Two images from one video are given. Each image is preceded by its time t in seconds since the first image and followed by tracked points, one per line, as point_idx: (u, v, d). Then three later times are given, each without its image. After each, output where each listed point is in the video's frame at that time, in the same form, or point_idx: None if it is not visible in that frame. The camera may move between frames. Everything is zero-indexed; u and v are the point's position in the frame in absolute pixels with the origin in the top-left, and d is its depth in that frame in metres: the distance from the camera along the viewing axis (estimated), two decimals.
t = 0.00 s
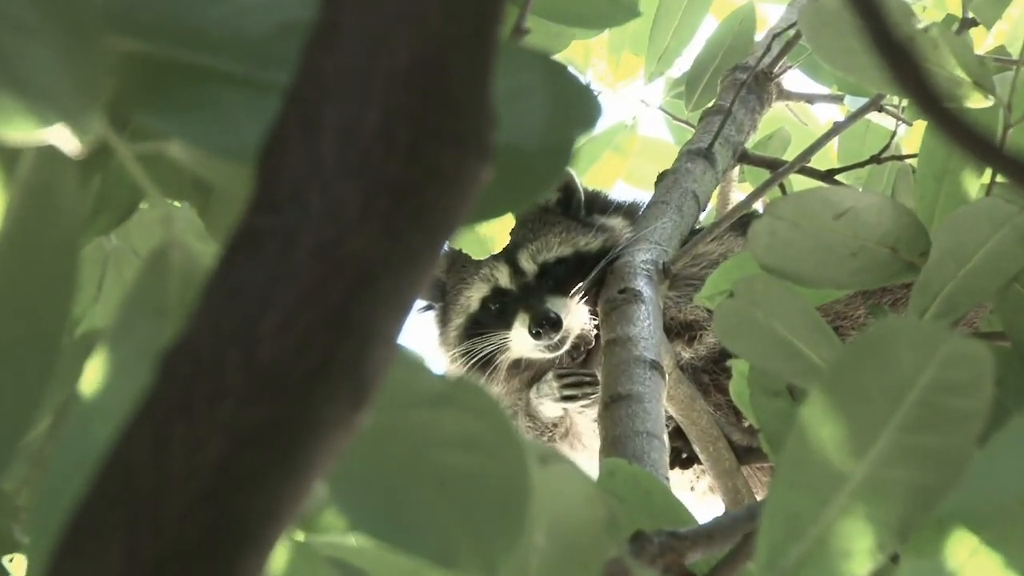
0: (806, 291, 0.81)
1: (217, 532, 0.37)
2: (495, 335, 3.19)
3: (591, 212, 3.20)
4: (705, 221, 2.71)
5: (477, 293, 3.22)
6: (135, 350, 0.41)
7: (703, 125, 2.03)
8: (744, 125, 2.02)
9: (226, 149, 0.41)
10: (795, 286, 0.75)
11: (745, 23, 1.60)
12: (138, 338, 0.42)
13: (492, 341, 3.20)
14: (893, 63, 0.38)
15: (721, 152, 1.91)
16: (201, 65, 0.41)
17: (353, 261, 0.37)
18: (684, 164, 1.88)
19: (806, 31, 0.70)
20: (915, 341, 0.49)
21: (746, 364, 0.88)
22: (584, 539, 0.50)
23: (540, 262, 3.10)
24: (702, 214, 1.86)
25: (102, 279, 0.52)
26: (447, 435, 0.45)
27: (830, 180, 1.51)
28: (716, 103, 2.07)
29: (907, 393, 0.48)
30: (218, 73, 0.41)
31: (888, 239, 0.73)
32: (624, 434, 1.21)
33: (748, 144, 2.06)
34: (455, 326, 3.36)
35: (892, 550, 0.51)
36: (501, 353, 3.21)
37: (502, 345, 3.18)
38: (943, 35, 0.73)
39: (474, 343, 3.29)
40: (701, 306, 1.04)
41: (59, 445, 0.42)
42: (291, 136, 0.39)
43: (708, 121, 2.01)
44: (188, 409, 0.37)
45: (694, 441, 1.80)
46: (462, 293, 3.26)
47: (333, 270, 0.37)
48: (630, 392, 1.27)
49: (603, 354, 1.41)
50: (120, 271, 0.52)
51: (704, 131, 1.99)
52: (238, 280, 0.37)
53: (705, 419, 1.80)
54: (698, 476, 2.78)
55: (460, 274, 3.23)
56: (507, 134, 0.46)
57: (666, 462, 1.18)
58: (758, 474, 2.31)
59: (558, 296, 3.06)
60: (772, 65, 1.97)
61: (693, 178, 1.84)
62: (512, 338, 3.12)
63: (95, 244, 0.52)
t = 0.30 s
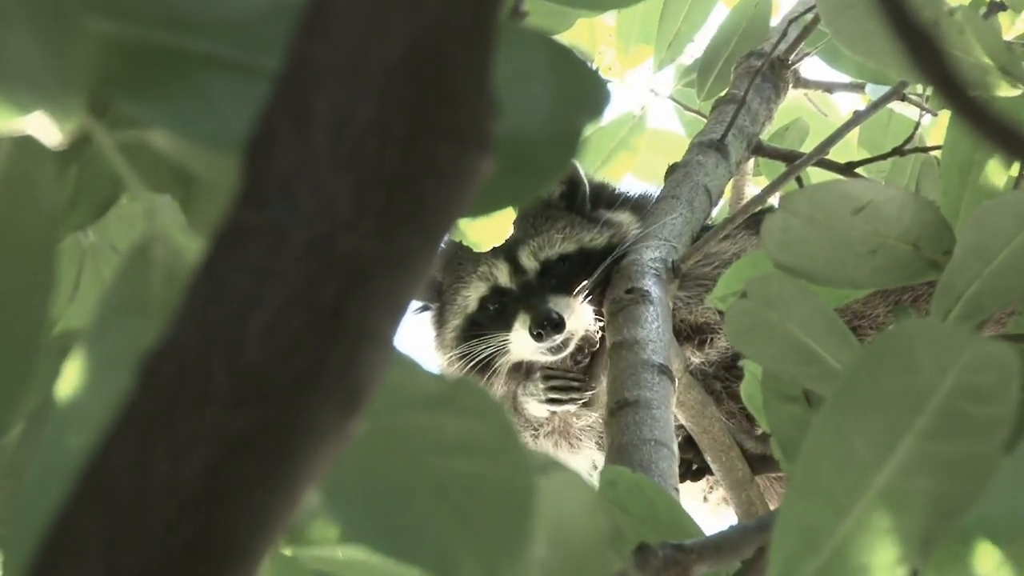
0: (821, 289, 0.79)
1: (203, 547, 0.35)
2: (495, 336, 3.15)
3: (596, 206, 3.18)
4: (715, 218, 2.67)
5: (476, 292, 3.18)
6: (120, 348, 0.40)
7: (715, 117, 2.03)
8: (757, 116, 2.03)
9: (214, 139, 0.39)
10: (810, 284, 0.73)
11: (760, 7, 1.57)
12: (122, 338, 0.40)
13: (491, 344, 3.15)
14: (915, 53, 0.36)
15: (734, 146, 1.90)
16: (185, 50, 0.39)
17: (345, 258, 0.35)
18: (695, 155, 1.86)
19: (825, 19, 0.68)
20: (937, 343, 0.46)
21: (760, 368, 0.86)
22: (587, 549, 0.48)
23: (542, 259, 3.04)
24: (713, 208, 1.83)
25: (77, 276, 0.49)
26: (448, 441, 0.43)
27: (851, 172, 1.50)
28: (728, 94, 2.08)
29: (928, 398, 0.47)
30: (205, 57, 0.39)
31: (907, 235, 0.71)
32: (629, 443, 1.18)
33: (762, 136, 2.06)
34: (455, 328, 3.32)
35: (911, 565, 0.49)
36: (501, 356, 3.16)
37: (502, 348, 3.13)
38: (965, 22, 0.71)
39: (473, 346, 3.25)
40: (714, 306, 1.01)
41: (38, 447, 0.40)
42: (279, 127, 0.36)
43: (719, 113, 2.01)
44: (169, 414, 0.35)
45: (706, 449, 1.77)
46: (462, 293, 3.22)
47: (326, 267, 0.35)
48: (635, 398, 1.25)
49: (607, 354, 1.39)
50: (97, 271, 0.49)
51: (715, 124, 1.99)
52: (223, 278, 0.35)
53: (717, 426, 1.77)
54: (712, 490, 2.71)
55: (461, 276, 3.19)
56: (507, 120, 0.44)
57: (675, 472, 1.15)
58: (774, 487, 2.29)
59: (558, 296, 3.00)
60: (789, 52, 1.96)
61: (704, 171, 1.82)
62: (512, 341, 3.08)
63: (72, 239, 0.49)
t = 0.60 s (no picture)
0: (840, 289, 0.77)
1: (186, 566, 0.33)
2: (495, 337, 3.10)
3: (605, 203, 3.13)
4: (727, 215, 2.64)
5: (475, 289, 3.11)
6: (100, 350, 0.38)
7: (728, 108, 2.04)
8: (774, 106, 2.03)
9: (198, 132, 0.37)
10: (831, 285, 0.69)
11: None
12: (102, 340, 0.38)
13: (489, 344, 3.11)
14: (940, 44, 0.34)
15: (749, 137, 1.90)
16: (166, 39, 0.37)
17: (339, 261, 0.33)
18: (708, 148, 1.86)
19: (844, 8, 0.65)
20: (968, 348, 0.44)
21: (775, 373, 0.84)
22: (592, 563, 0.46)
23: (548, 258, 2.98)
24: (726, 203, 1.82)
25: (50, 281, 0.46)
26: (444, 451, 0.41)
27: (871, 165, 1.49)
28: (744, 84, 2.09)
29: (954, 407, 0.44)
30: (182, 47, 0.37)
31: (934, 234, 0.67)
32: (639, 452, 1.16)
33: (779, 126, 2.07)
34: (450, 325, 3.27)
35: None
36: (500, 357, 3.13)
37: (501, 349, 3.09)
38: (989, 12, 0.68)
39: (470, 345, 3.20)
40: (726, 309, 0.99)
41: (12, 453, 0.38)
42: (266, 119, 0.34)
43: (734, 103, 2.01)
44: (149, 422, 0.32)
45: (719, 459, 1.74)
46: (459, 291, 3.16)
47: (316, 268, 0.33)
48: (644, 404, 1.23)
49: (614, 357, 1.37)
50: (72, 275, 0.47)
51: (730, 115, 1.99)
52: (207, 281, 0.33)
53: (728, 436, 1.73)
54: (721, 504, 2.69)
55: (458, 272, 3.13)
56: (508, 114, 0.42)
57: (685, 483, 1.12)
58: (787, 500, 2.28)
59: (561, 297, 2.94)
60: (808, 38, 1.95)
61: (716, 164, 1.81)
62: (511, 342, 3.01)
63: (45, 236, 0.46)
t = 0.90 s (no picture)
0: (859, 290, 0.75)
1: None
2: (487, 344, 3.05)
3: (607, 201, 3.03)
4: (740, 211, 2.61)
5: (468, 293, 3.04)
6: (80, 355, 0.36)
7: (739, 92, 2.03)
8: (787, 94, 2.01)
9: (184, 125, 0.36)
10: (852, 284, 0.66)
11: None
12: (84, 344, 0.36)
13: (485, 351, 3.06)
14: (964, 29, 0.32)
15: (758, 128, 1.90)
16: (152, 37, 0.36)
17: (330, 255, 0.31)
18: (716, 140, 1.85)
19: None
20: (995, 348, 0.42)
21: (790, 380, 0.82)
22: None
23: (545, 258, 2.90)
24: (735, 197, 1.80)
25: (24, 275, 0.50)
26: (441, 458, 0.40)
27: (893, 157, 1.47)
28: (757, 70, 2.07)
29: (982, 413, 0.42)
30: (173, 39, 0.36)
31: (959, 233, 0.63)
32: (645, 462, 1.13)
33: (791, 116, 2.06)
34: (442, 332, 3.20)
35: None
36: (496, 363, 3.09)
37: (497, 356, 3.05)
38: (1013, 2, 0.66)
39: (465, 351, 3.15)
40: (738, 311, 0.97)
41: None
42: (254, 109, 0.32)
43: (745, 91, 2.00)
44: (121, 440, 0.30)
45: (730, 469, 1.70)
46: (451, 295, 3.09)
47: (304, 267, 0.31)
48: (652, 410, 1.20)
49: (621, 363, 1.34)
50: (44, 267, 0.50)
51: (740, 102, 1.98)
52: (190, 276, 0.31)
53: (740, 445, 1.69)
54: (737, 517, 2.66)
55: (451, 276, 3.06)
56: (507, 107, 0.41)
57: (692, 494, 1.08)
58: (803, 513, 2.26)
59: (558, 300, 2.87)
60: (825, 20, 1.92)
61: (725, 158, 1.80)
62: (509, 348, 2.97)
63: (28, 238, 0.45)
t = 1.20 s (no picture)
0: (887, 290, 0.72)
1: None
2: (490, 342, 3.01)
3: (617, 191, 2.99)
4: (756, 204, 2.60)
5: (470, 287, 3.00)
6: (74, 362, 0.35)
7: (757, 77, 2.00)
8: (808, 80, 2.00)
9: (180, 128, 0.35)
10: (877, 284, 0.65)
11: None
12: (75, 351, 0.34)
13: (488, 349, 3.03)
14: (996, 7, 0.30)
15: (779, 115, 1.88)
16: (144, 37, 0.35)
17: (322, 253, 0.29)
18: (735, 126, 1.83)
19: None
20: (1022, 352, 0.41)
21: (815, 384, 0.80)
22: None
23: (551, 250, 2.86)
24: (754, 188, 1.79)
25: None
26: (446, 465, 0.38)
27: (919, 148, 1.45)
28: (775, 53, 2.05)
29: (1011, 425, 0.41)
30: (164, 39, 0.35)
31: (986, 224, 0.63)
32: (659, 472, 1.11)
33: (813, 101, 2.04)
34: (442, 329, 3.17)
35: None
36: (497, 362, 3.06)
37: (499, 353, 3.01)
38: None
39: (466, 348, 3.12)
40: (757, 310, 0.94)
41: None
42: (243, 95, 0.29)
43: (763, 77, 1.98)
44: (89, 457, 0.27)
45: (748, 478, 1.68)
46: (451, 290, 3.06)
47: (295, 266, 0.29)
48: (666, 415, 1.18)
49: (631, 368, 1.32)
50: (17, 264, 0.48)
51: (758, 89, 1.96)
52: (173, 274, 0.28)
53: (757, 452, 1.66)
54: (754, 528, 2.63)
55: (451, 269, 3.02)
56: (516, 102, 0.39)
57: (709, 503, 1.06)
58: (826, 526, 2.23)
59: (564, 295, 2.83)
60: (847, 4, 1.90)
61: (743, 147, 1.79)
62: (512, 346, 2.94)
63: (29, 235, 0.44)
